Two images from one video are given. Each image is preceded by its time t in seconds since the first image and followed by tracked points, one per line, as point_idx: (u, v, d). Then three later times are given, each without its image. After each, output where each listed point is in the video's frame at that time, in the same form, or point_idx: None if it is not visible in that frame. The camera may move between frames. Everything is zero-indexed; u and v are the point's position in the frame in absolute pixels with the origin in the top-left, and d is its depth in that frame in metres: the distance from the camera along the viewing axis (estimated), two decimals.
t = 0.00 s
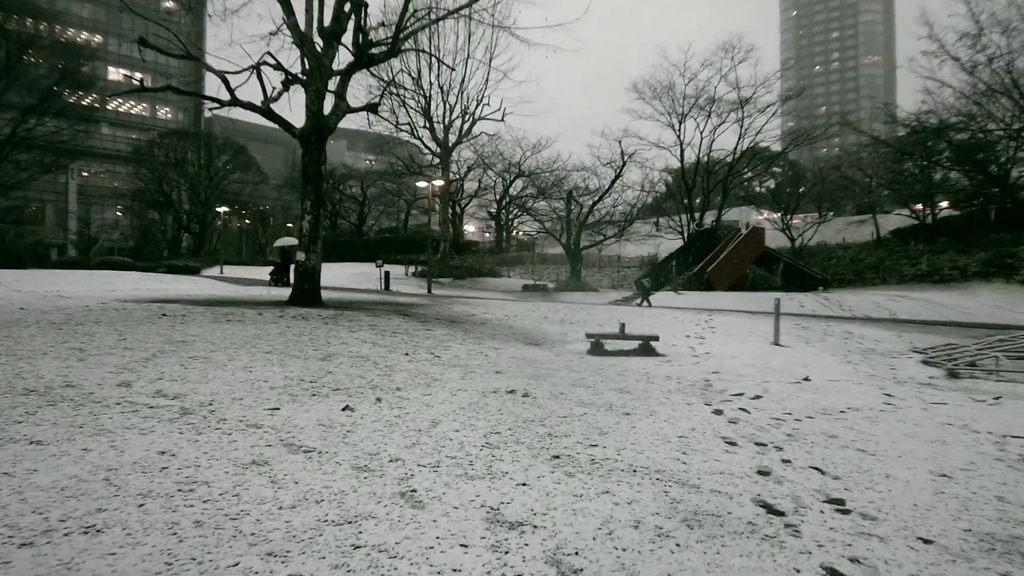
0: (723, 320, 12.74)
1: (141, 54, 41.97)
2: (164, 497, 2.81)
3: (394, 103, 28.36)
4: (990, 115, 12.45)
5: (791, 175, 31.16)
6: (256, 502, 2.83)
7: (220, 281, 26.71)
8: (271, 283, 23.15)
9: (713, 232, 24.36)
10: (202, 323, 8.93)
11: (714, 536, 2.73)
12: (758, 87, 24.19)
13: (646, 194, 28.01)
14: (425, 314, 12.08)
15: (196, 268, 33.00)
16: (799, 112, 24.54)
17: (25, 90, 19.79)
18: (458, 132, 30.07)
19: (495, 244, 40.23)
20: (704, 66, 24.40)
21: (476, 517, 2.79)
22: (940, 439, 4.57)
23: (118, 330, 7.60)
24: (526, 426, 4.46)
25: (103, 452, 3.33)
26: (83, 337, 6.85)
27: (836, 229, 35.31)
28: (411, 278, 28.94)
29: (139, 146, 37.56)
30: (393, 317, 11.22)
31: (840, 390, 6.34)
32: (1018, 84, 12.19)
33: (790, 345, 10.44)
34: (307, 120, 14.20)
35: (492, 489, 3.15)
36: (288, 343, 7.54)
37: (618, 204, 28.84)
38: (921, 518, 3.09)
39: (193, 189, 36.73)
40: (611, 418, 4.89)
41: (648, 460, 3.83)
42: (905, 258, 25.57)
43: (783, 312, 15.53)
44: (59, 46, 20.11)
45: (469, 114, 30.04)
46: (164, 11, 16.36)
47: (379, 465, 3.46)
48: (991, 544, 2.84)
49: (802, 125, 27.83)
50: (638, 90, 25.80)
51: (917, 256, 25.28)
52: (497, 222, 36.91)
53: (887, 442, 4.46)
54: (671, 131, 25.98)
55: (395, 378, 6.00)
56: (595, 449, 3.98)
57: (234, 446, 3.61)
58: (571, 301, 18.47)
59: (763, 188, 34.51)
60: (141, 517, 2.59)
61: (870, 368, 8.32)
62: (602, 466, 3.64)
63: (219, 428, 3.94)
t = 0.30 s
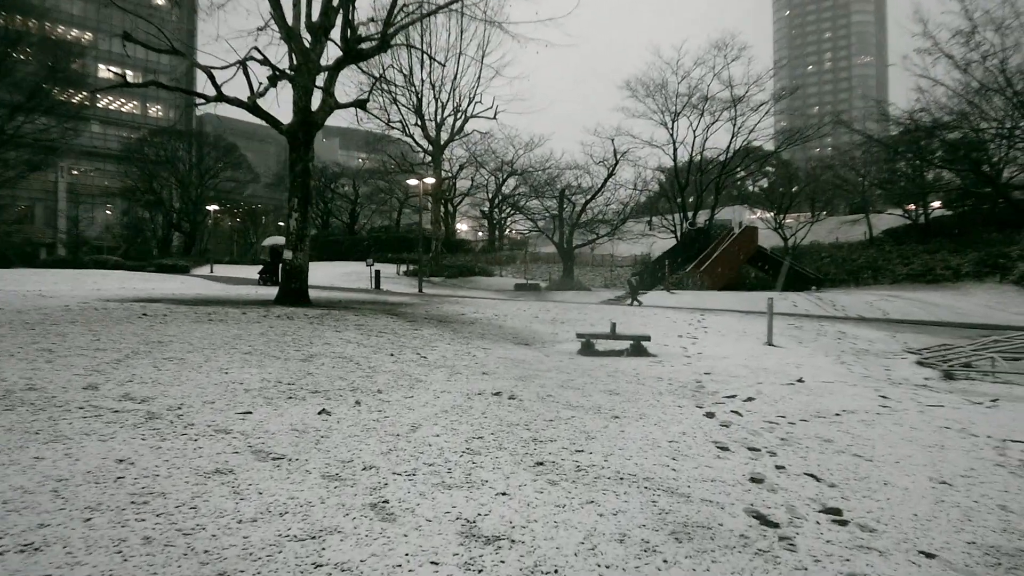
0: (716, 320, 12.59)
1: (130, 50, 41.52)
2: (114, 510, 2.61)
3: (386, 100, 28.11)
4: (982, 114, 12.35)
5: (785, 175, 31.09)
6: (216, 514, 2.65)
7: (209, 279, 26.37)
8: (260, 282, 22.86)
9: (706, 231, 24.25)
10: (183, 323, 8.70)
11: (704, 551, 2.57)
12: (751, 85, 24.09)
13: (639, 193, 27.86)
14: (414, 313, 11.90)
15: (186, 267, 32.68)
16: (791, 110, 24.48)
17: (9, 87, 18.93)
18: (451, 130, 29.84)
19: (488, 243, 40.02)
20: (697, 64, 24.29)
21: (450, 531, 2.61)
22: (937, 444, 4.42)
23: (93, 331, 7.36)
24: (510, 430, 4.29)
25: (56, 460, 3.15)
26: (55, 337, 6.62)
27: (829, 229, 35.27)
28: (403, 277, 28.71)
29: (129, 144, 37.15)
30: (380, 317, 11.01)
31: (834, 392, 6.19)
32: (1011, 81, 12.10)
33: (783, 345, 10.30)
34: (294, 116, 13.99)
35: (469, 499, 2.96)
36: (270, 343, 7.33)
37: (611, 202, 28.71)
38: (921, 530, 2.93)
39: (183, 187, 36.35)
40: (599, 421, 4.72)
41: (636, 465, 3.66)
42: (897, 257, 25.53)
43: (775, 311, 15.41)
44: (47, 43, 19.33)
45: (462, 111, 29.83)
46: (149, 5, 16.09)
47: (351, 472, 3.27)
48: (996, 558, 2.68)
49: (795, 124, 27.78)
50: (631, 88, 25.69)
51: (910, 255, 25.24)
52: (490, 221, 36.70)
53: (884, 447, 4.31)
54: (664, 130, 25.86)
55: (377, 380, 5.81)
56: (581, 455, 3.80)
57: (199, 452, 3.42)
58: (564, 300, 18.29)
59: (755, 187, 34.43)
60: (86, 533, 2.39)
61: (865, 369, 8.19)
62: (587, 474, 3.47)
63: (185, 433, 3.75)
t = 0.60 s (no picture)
0: (710, 320, 12.43)
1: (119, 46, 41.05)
2: (60, 527, 2.41)
3: (378, 98, 27.85)
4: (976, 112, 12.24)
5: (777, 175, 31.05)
6: (172, 531, 2.44)
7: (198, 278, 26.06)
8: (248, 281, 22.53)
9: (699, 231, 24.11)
10: (163, 322, 8.45)
11: (700, 570, 2.38)
12: (744, 84, 24.00)
13: (632, 192, 27.73)
14: (403, 313, 11.68)
15: (175, 265, 32.33)
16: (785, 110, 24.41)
17: None
18: (443, 128, 29.61)
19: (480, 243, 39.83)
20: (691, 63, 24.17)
21: (426, 549, 2.42)
22: (940, 450, 4.26)
23: (67, 331, 7.10)
24: (496, 435, 4.11)
25: (5, 470, 2.93)
26: (26, 338, 6.36)
27: (821, 229, 35.24)
28: (394, 276, 28.45)
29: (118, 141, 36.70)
30: (367, 316, 10.81)
31: (830, 394, 6.03)
32: (1006, 79, 11.98)
33: (778, 345, 10.15)
34: (282, 112, 13.74)
35: (449, 512, 2.76)
36: (251, 344, 7.10)
37: (604, 202, 28.54)
38: (929, 544, 2.76)
39: (172, 186, 35.97)
40: (589, 426, 4.54)
41: (627, 474, 3.48)
42: (890, 257, 25.50)
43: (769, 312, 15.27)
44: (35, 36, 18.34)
45: (455, 110, 29.59)
46: None
47: (325, 482, 3.08)
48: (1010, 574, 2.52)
49: (788, 124, 27.72)
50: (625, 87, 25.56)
51: (903, 255, 25.21)
52: (482, 221, 36.49)
53: (886, 452, 4.14)
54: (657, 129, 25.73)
55: (361, 382, 5.61)
56: (570, 462, 3.61)
57: (162, 460, 3.21)
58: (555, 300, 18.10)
59: (748, 187, 34.37)
60: (25, 554, 2.19)
61: (860, 370, 8.05)
62: (575, 482, 3.28)
63: (150, 439, 3.54)
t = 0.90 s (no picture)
0: (702, 320, 12.30)
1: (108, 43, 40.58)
2: None
3: (370, 96, 27.57)
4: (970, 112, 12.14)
5: (770, 174, 30.97)
6: (120, 560, 2.26)
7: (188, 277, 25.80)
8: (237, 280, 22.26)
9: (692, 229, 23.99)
10: (144, 323, 8.23)
11: None
12: (738, 83, 23.89)
13: (625, 191, 27.60)
14: (391, 313, 11.51)
15: (165, 264, 32.01)
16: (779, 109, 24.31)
17: None
18: (435, 127, 29.39)
19: (473, 241, 39.63)
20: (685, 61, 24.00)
21: None
22: (941, 457, 4.11)
23: (41, 333, 6.87)
24: (481, 444, 3.93)
25: None
26: None
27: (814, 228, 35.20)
28: (386, 275, 28.23)
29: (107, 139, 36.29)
30: (354, 317, 10.61)
31: (826, 397, 5.88)
32: (1001, 78, 11.87)
33: (771, 345, 10.01)
34: (269, 109, 13.51)
35: (423, 533, 2.58)
36: (232, 346, 6.91)
37: (596, 201, 28.37)
38: (934, 565, 2.60)
39: (163, 184, 35.66)
40: (578, 433, 4.37)
41: (616, 487, 3.31)
42: (883, 256, 25.46)
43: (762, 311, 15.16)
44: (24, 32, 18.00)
45: (447, 108, 29.35)
46: None
47: (293, 500, 2.89)
48: None
49: (781, 124, 27.62)
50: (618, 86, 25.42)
51: (896, 254, 25.16)
52: (475, 220, 36.29)
53: (885, 461, 3.98)
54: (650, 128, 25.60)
55: (342, 387, 5.42)
56: (556, 474, 3.44)
57: (120, 475, 3.02)
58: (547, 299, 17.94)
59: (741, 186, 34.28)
60: None
61: (855, 372, 7.91)
62: (560, 497, 3.11)
63: (111, 451, 3.34)
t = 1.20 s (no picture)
0: (695, 321, 12.16)
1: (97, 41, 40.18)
2: None
3: (362, 95, 27.34)
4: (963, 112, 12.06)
5: (763, 174, 30.95)
6: None
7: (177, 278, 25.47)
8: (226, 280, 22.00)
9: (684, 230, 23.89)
10: (123, 324, 8.01)
11: None
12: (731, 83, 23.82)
13: (618, 192, 27.49)
14: (379, 314, 11.32)
15: (154, 264, 31.64)
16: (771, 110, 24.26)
17: None
18: (427, 126, 29.18)
19: (465, 241, 39.42)
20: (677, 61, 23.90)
21: None
22: (941, 464, 3.96)
23: (14, 334, 6.65)
24: (463, 451, 3.76)
25: None
26: None
27: (807, 229, 35.16)
28: (377, 275, 28.01)
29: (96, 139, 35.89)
30: (341, 318, 10.41)
31: (821, 400, 5.73)
32: (995, 78, 11.80)
33: (764, 347, 9.87)
34: (255, 107, 13.30)
35: (395, 550, 2.42)
36: (211, 348, 6.71)
37: (589, 202, 28.24)
38: None
39: (153, 184, 35.31)
40: (565, 438, 4.20)
41: (602, 496, 3.14)
42: (876, 257, 25.45)
43: (755, 312, 15.04)
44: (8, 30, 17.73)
45: (439, 108, 29.16)
46: None
47: (259, 513, 2.72)
48: None
49: (774, 124, 27.58)
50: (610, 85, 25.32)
51: (889, 255, 25.13)
52: (468, 220, 36.09)
53: (884, 468, 3.82)
54: (643, 128, 25.50)
55: (322, 390, 5.23)
56: (541, 483, 3.27)
57: (73, 486, 2.84)
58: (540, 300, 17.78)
59: (734, 187, 34.26)
60: None
61: (849, 373, 7.78)
62: (544, 508, 2.94)
63: (67, 459, 3.15)
